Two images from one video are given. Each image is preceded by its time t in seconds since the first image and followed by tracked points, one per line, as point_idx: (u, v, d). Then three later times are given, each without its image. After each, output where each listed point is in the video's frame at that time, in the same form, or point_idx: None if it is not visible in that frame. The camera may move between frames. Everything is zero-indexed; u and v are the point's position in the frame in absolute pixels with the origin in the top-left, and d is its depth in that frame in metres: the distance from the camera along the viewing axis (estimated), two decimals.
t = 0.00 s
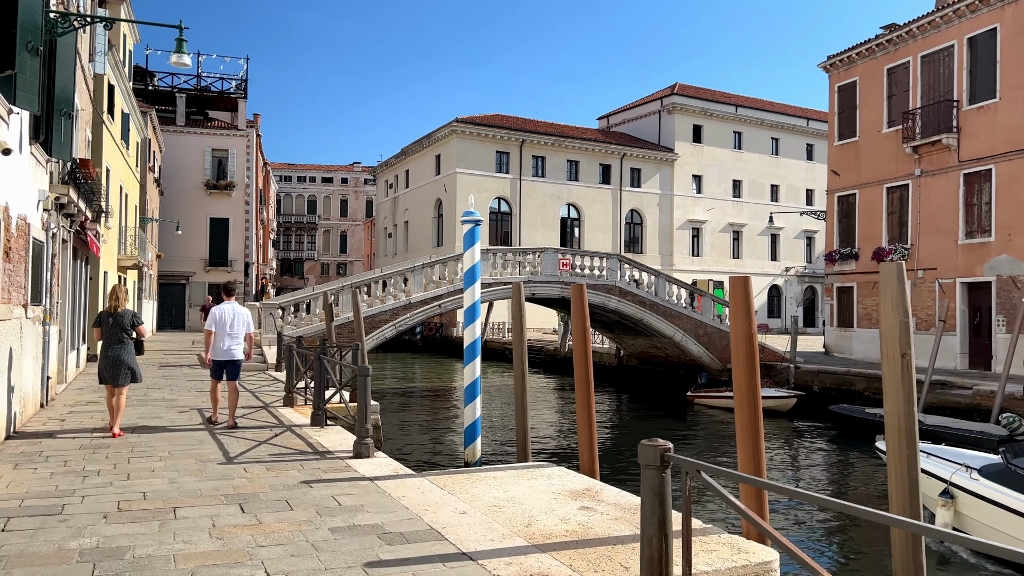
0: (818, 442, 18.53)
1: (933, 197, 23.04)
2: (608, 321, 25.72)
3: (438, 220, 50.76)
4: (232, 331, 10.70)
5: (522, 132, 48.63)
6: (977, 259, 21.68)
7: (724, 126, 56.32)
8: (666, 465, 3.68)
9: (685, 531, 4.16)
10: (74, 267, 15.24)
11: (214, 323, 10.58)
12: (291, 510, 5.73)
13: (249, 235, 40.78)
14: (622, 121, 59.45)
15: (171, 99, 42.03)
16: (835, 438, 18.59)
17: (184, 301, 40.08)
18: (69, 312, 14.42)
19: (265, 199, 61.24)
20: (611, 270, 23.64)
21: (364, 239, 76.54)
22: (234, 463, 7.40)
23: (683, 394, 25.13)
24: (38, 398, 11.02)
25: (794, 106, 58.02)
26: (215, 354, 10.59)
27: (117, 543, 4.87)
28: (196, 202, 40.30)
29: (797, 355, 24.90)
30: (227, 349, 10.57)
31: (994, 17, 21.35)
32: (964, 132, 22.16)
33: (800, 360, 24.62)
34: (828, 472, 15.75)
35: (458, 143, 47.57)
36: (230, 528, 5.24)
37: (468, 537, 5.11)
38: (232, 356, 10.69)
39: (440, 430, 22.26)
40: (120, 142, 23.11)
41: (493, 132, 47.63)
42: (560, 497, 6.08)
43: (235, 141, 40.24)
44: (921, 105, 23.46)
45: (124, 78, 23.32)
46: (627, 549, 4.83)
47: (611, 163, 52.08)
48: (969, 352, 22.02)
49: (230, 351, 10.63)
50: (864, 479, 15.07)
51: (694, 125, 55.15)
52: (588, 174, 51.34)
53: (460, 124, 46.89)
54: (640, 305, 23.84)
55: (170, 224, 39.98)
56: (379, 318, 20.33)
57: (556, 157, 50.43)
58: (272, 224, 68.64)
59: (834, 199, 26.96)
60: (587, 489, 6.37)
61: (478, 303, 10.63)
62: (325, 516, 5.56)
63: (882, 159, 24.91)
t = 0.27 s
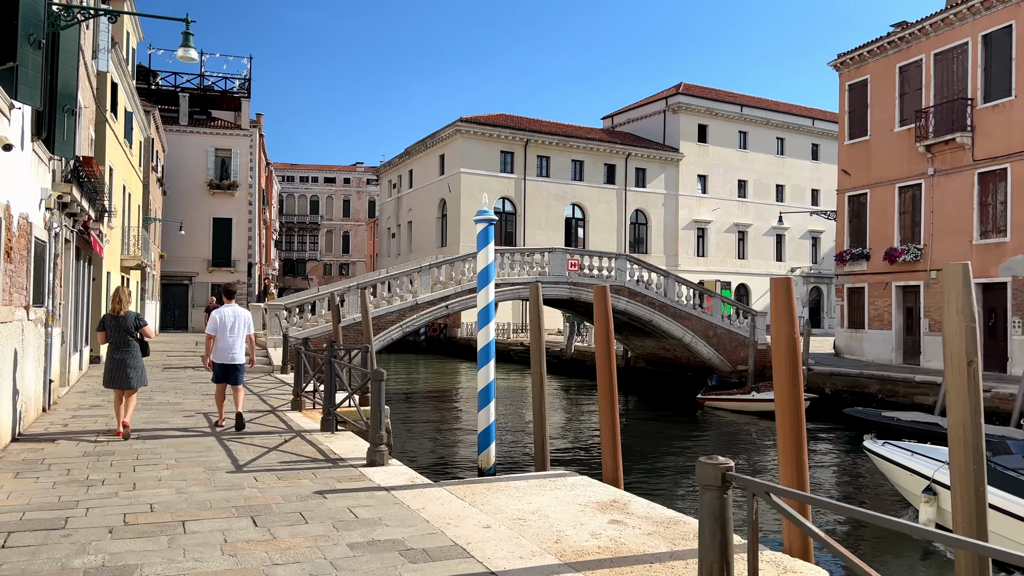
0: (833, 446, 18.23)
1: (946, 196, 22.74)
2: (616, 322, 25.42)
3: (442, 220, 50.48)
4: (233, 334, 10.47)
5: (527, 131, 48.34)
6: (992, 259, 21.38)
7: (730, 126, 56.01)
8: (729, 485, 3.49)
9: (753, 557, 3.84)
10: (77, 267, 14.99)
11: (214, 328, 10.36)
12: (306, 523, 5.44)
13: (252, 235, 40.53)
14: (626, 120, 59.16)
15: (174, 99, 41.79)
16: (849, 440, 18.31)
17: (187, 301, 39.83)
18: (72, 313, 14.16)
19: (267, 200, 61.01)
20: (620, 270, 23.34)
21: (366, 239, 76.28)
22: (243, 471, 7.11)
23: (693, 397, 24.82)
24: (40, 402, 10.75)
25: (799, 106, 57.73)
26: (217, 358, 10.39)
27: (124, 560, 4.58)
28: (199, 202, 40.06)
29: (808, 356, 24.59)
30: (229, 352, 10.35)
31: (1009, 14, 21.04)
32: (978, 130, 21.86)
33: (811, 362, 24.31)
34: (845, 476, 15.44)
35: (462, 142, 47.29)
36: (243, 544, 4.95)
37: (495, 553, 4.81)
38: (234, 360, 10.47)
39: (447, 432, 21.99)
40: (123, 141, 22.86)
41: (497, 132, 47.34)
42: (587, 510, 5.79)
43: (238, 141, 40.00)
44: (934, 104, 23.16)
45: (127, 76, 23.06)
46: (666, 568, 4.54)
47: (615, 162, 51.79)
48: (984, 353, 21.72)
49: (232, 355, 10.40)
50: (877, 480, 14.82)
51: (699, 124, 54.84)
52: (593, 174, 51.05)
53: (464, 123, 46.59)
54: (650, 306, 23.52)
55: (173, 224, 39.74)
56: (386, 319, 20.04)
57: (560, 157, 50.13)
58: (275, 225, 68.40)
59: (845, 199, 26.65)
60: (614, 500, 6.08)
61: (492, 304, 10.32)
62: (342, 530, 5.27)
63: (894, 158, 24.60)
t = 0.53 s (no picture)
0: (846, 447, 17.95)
1: (959, 194, 22.44)
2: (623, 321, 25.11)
3: (445, 220, 50.18)
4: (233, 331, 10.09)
5: (530, 130, 48.04)
6: (1006, 258, 21.07)
7: (734, 124, 55.70)
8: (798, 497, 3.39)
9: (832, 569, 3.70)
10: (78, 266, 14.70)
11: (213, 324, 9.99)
12: (320, 533, 5.15)
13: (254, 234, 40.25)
14: (629, 119, 58.86)
15: (175, 97, 41.50)
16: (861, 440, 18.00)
17: (189, 301, 39.55)
18: (73, 313, 13.87)
19: (269, 199, 60.77)
20: (627, 269, 23.04)
21: (368, 239, 75.98)
22: (251, 476, 6.82)
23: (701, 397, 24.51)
24: (41, 402, 10.47)
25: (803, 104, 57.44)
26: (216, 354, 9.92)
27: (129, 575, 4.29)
28: (201, 201, 39.76)
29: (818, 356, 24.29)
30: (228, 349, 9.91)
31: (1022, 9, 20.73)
32: (991, 127, 21.55)
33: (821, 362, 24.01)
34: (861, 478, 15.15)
35: (465, 141, 46.97)
36: (255, 556, 4.66)
37: (523, 566, 4.52)
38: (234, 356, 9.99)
39: (451, 432, 21.69)
40: (124, 138, 22.57)
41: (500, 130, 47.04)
42: (615, 518, 5.51)
43: (240, 139, 39.72)
44: (946, 100, 22.86)
45: (128, 73, 22.77)
46: None
47: (619, 161, 51.49)
48: (997, 353, 21.42)
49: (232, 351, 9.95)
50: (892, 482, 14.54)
51: (703, 123, 54.55)
52: (596, 173, 50.76)
53: (467, 122, 46.29)
54: (658, 305, 23.21)
55: (175, 223, 39.46)
56: (391, 318, 19.74)
57: (563, 155, 49.80)
58: (276, 224, 68.10)
59: (854, 197, 26.34)
60: (642, 508, 5.80)
61: (505, 302, 10.02)
62: (359, 541, 4.98)
63: (904, 155, 24.30)
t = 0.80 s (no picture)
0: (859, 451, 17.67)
1: (972, 193, 22.13)
2: (632, 322, 24.84)
3: (448, 219, 49.93)
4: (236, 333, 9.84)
5: (534, 129, 47.76)
6: (1020, 258, 20.75)
7: (738, 124, 55.40)
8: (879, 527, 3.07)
9: None
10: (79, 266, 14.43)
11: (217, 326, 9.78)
12: (334, 549, 4.87)
13: (256, 235, 39.99)
14: (634, 118, 58.57)
15: (178, 96, 41.26)
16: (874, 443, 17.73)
17: (191, 301, 39.30)
18: (74, 314, 13.60)
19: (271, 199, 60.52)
20: (635, 270, 22.75)
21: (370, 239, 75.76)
22: (259, 485, 6.54)
23: (710, 399, 24.22)
24: (41, 406, 10.22)
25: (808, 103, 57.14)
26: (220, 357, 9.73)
27: None
28: (203, 201, 39.51)
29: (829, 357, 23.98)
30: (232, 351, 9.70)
31: None
32: (1005, 125, 21.23)
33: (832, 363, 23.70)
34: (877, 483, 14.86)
35: (469, 141, 46.68)
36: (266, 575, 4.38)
37: None
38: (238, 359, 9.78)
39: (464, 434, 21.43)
40: (127, 137, 22.32)
41: (504, 129, 46.76)
42: (644, 533, 5.22)
43: (243, 139, 39.50)
44: (958, 98, 22.55)
45: (131, 72, 22.53)
46: None
47: (623, 161, 51.21)
48: (1011, 355, 21.12)
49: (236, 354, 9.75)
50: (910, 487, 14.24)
51: (708, 122, 54.26)
52: (601, 172, 50.48)
53: (471, 121, 46.00)
54: (666, 306, 22.93)
55: (177, 223, 39.23)
56: (397, 319, 19.47)
57: (568, 155, 49.47)
58: (278, 225, 67.88)
59: (864, 196, 26.04)
60: (671, 521, 5.51)
61: (518, 304, 9.75)
62: (376, 558, 4.69)
63: (915, 154, 24.00)
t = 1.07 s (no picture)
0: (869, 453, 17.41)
1: (981, 191, 21.88)
2: (637, 322, 24.55)
3: (449, 219, 49.61)
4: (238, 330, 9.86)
5: (536, 128, 47.47)
6: None
7: (740, 122, 55.13)
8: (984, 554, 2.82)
9: None
10: (77, 264, 14.14)
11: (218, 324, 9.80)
12: (348, 560, 4.58)
13: (256, 234, 39.67)
14: (635, 117, 58.32)
15: (177, 94, 40.94)
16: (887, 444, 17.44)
17: (190, 301, 38.99)
18: (72, 313, 13.30)
19: (270, 199, 60.17)
20: (640, 268, 22.44)
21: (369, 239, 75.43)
22: (265, 491, 6.24)
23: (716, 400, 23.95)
24: (38, 408, 9.93)
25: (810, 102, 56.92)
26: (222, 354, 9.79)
27: None
28: (202, 199, 39.17)
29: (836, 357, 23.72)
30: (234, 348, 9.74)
31: None
32: (1016, 122, 20.96)
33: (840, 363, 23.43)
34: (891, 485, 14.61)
35: (469, 139, 46.37)
36: None
37: None
38: (240, 356, 9.88)
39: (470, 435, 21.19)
40: (126, 133, 22.01)
41: (505, 128, 46.46)
42: (675, 543, 4.96)
43: (242, 138, 39.19)
44: (967, 94, 22.29)
45: (129, 68, 22.21)
46: None
47: (625, 159, 50.95)
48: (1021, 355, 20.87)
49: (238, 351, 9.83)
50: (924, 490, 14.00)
51: (709, 121, 54.01)
52: (602, 172, 50.21)
53: (471, 120, 45.68)
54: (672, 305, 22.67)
55: (176, 222, 38.92)
56: (400, 318, 19.18)
57: (569, 153, 49.17)
58: (277, 224, 67.52)
59: (870, 195, 25.78)
60: (700, 529, 5.26)
61: (529, 302, 9.45)
62: (394, 571, 4.41)
63: (923, 151, 23.75)
